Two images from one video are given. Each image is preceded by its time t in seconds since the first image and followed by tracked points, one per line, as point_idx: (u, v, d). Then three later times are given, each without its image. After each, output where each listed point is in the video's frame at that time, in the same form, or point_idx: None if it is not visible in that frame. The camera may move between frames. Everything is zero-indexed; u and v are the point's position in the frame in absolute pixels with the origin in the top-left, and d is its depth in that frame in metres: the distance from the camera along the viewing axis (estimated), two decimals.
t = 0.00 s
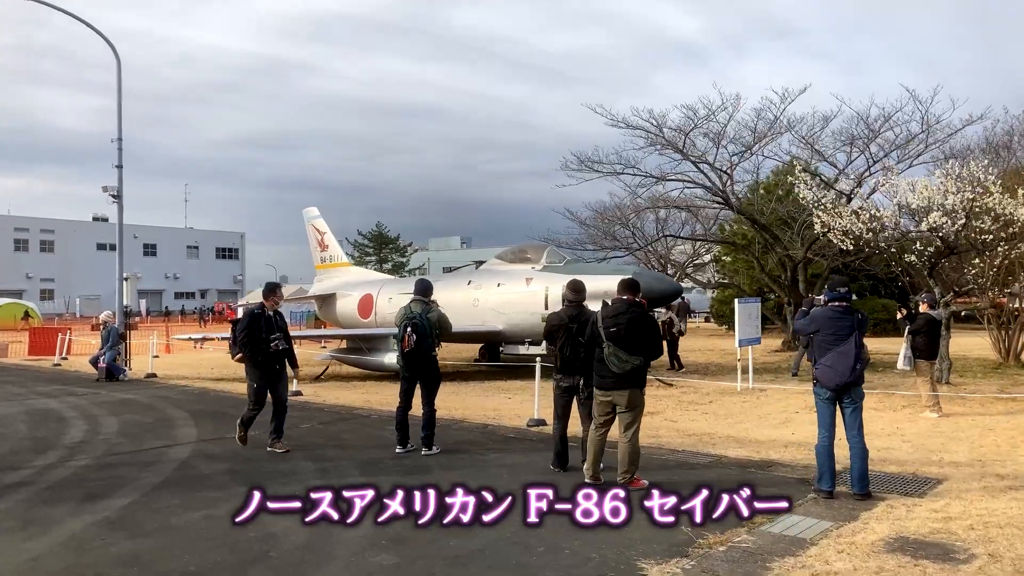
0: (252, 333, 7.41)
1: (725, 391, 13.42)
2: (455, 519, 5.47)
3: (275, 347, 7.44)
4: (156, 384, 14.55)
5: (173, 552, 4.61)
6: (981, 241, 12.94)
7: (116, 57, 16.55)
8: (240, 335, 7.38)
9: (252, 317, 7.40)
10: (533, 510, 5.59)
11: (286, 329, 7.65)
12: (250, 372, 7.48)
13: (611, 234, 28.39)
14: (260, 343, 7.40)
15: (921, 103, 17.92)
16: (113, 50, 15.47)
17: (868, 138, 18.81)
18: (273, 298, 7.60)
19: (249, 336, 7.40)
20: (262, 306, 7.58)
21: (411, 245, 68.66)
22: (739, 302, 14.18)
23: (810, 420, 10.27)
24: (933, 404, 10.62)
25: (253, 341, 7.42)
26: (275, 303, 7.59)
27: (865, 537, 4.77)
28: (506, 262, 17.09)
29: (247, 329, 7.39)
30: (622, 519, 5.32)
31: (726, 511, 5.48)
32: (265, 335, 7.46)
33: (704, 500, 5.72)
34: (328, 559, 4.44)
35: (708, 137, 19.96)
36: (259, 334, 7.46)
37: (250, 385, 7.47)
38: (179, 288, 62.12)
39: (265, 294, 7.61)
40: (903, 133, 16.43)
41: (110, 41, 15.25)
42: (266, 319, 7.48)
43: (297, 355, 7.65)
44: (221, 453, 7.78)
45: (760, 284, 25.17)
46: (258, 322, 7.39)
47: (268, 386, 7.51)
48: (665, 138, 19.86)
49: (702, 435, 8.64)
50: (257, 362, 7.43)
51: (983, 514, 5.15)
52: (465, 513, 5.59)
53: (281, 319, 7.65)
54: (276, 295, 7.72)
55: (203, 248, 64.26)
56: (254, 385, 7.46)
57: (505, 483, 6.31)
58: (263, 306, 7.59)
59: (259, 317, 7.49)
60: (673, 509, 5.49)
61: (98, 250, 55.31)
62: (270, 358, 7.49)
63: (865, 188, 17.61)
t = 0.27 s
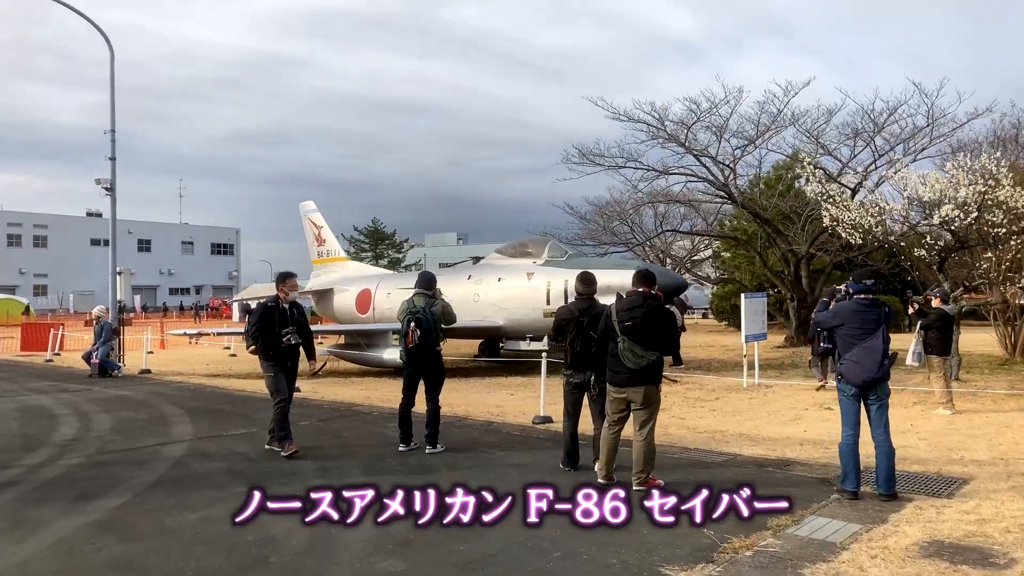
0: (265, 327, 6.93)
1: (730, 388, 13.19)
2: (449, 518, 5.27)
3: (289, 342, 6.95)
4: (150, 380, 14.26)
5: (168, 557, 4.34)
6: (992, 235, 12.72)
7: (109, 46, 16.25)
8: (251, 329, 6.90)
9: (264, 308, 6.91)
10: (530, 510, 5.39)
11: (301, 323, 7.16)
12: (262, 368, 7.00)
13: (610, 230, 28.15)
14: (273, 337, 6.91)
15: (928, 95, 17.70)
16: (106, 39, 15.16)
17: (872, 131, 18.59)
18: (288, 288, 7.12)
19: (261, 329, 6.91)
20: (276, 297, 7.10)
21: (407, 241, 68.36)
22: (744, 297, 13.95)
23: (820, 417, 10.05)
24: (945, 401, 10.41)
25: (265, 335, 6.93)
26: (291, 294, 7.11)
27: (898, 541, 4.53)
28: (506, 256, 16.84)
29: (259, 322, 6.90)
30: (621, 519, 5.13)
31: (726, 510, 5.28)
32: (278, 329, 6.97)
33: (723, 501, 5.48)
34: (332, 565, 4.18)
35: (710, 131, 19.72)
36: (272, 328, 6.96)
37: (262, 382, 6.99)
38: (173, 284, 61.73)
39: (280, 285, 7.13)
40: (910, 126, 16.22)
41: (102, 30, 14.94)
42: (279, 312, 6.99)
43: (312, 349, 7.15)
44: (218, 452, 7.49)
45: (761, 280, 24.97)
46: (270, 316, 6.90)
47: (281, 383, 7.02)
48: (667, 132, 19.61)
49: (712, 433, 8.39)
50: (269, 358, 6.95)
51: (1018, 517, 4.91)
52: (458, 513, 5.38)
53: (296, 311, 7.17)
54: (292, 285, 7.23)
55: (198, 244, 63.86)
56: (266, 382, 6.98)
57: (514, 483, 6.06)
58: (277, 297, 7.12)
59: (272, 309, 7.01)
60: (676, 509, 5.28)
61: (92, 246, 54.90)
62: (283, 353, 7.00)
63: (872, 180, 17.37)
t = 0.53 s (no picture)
0: (278, 331, 6.47)
1: (735, 388, 12.96)
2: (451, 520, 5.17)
3: (302, 346, 6.47)
4: (144, 380, 13.97)
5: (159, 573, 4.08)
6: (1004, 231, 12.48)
7: (101, 39, 15.92)
8: (263, 331, 6.46)
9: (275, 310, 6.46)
10: (531, 510, 5.29)
11: (317, 326, 6.67)
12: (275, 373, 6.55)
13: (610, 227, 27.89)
14: (285, 341, 6.44)
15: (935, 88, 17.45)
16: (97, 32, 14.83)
17: (877, 127, 18.35)
18: (302, 287, 6.65)
19: (273, 332, 6.46)
20: (290, 297, 6.64)
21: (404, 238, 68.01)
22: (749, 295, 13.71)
23: (832, 418, 9.81)
24: (958, 401, 10.18)
25: (277, 338, 6.47)
26: (305, 294, 6.64)
27: (934, 554, 4.29)
28: (506, 253, 16.57)
29: (270, 325, 6.45)
30: (622, 519, 5.06)
31: (726, 510, 5.23)
32: (292, 332, 6.50)
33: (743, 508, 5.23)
34: None
35: (713, 126, 19.46)
36: (285, 331, 6.50)
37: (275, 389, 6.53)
38: (168, 282, 61.32)
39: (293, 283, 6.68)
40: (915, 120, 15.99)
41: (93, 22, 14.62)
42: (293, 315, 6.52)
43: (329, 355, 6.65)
44: (213, 456, 7.21)
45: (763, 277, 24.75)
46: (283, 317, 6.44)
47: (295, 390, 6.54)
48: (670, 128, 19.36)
49: (724, 436, 8.14)
50: (282, 363, 6.49)
51: None
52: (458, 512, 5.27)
53: (312, 312, 6.69)
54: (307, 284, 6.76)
55: (193, 241, 63.43)
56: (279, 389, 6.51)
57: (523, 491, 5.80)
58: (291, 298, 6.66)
59: (286, 310, 6.55)
60: (677, 508, 5.23)
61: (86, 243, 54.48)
62: (297, 358, 6.52)
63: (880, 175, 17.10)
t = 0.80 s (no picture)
0: (300, 327, 6.00)
1: (743, 387, 12.71)
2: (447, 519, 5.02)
3: (327, 345, 6.01)
4: (139, 378, 13.68)
5: None
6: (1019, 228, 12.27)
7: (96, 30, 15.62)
8: (285, 329, 5.98)
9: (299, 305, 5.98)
10: (529, 510, 5.17)
11: (342, 323, 6.19)
12: (297, 374, 6.08)
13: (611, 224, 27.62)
14: (308, 339, 5.97)
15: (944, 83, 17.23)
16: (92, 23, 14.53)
17: (883, 123, 18.12)
18: (325, 281, 6.12)
19: (296, 329, 5.98)
20: (314, 292, 6.15)
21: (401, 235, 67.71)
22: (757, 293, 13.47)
23: (847, 418, 9.58)
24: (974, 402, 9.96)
25: (300, 336, 5.99)
26: (329, 288, 6.15)
27: (982, 566, 4.03)
28: (509, 250, 16.30)
29: (293, 321, 5.98)
30: (622, 519, 4.94)
31: (727, 510, 5.10)
32: (316, 330, 6.02)
33: (772, 515, 4.97)
34: None
35: (717, 122, 19.21)
36: (307, 327, 6.02)
37: (297, 391, 6.06)
38: (164, 279, 60.95)
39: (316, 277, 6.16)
40: (925, 115, 15.77)
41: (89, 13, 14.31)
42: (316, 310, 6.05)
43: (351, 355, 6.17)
44: (211, 459, 6.92)
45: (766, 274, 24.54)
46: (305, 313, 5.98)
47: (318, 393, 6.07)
48: (674, 123, 19.10)
49: (740, 437, 7.89)
50: (304, 363, 6.01)
51: None
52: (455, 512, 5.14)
53: (337, 309, 6.20)
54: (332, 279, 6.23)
55: (189, 238, 63.04)
56: (301, 391, 6.04)
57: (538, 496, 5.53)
58: (315, 292, 6.17)
59: (309, 306, 6.06)
60: (678, 508, 5.07)
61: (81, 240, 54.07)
62: (321, 358, 6.04)
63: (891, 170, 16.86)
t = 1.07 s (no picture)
0: (334, 330, 5.48)
1: (753, 387, 12.48)
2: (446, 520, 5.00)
3: (364, 350, 5.47)
4: (136, 378, 13.38)
5: None
6: None
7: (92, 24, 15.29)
8: (319, 332, 5.47)
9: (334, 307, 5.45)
10: (529, 510, 5.15)
11: (380, 325, 5.66)
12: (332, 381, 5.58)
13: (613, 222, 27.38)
14: (343, 344, 5.46)
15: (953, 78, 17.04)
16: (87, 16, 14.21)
17: (890, 118, 17.92)
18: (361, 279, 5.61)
19: (330, 333, 5.46)
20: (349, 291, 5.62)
21: (398, 233, 67.42)
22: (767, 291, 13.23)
23: (864, 420, 9.34)
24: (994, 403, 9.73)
25: (335, 340, 5.47)
26: (365, 286, 5.60)
27: None
28: (512, 247, 16.04)
29: (327, 324, 5.45)
30: (621, 519, 4.93)
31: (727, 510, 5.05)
32: (352, 333, 5.50)
33: (806, 527, 4.74)
34: None
35: (723, 117, 18.96)
36: (343, 331, 5.49)
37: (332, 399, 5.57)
38: (160, 276, 60.56)
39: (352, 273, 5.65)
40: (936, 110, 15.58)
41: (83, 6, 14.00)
42: (352, 310, 5.51)
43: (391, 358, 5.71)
44: (213, 465, 6.65)
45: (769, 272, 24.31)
46: (341, 315, 5.47)
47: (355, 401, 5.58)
48: (679, 119, 18.84)
49: (759, 441, 7.65)
50: (340, 369, 5.52)
51: None
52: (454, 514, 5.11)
53: (373, 310, 5.60)
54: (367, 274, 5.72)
55: (185, 236, 62.61)
56: (337, 399, 5.55)
57: (558, 506, 5.28)
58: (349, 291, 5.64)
59: (344, 307, 5.53)
60: (677, 507, 5.01)
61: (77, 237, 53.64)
62: (358, 364, 5.53)
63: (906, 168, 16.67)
